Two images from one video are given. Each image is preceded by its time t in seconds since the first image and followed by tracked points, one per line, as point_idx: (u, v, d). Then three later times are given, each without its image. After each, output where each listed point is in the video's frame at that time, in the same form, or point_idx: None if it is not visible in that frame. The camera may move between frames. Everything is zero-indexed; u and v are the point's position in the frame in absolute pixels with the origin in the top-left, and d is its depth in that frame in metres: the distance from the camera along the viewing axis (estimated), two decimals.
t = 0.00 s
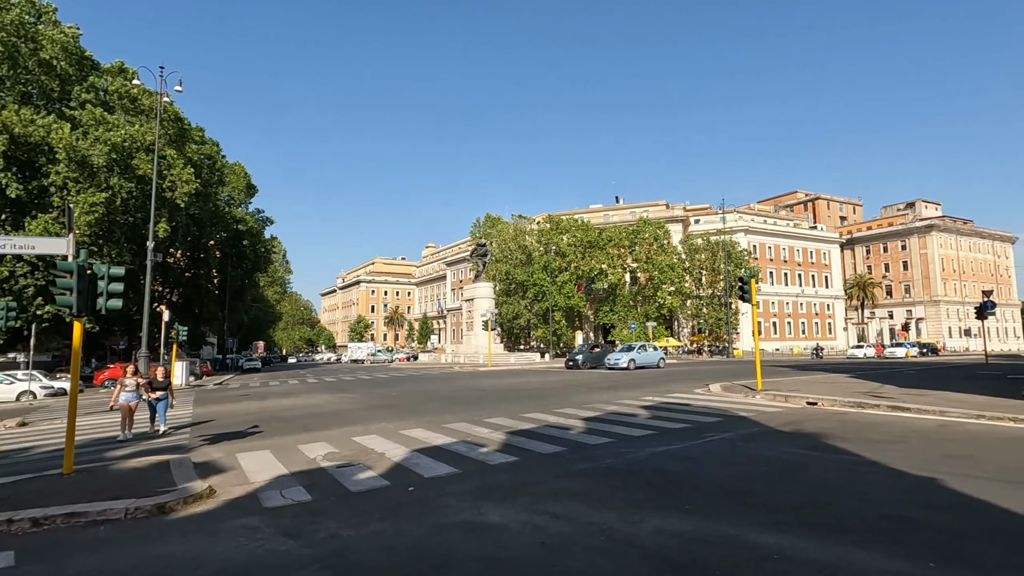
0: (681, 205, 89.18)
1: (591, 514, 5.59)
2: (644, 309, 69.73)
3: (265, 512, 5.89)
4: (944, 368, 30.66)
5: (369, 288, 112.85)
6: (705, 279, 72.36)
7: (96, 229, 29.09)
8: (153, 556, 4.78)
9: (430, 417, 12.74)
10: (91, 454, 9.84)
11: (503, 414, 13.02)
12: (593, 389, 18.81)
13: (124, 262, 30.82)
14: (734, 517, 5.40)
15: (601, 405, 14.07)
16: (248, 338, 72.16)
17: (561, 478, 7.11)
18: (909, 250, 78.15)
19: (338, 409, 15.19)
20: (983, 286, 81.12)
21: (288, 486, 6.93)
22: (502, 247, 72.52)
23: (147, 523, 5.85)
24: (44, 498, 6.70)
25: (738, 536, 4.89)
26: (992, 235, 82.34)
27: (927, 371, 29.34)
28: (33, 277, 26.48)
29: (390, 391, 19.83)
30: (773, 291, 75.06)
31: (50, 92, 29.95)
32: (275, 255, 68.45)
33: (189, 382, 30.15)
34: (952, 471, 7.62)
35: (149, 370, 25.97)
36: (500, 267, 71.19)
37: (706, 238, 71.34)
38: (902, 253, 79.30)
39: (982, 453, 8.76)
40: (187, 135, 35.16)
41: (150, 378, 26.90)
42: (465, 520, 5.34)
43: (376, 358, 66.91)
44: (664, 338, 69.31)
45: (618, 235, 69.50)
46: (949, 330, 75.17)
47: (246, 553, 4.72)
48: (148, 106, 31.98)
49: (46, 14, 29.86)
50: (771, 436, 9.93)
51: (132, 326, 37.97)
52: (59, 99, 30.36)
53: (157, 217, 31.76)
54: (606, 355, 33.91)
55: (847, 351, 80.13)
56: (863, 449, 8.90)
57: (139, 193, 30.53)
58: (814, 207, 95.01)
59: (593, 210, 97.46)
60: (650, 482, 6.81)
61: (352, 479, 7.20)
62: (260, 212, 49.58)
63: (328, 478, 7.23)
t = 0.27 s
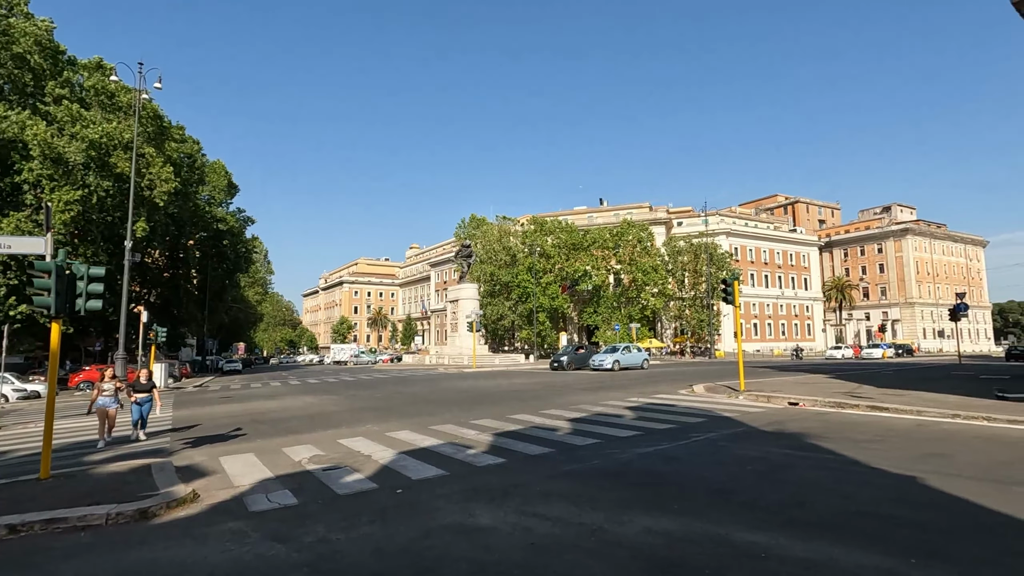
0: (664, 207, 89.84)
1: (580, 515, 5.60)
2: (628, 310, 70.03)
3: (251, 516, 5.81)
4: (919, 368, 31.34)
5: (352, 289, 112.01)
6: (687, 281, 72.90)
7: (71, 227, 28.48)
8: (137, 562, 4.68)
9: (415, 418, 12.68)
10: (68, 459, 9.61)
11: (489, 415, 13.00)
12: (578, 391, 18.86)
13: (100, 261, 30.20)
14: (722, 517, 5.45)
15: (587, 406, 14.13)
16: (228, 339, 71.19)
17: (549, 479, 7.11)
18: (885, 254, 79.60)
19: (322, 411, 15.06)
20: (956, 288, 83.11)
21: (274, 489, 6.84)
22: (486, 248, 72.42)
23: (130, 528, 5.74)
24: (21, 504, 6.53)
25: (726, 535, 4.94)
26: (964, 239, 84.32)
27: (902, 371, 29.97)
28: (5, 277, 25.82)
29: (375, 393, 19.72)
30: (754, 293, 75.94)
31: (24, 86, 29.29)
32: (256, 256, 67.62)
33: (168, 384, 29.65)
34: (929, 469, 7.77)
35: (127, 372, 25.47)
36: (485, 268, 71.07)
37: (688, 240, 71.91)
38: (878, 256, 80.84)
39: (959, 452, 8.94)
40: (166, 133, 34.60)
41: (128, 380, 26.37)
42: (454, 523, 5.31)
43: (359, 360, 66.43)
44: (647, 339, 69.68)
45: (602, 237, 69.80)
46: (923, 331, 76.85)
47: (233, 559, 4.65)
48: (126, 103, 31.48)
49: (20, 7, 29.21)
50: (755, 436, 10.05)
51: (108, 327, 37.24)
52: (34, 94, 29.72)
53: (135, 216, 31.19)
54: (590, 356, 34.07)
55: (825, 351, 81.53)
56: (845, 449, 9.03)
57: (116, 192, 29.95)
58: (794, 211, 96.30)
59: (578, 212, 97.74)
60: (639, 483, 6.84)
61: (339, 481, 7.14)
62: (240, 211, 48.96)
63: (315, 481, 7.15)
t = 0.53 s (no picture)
0: (648, 210, 90.42)
1: (569, 516, 5.60)
2: (613, 312, 70.22)
3: (237, 520, 5.73)
4: (897, 369, 31.88)
5: (335, 290, 111.13)
6: (672, 283, 73.31)
7: (48, 226, 27.91)
8: (120, 567, 4.60)
9: (401, 420, 12.61)
10: (46, 463, 9.39)
11: (475, 417, 12.97)
12: (564, 392, 18.90)
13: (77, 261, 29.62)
14: (709, 516, 5.49)
15: (573, 408, 14.17)
16: (209, 341, 70.20)
17: (538, 480, 7.10)
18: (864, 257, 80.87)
19: (307, 413, 14.91)
20: (932, 291, 84.66)
21: (260, 493, 6.75)
22: (472, 250, 72.24)
23: (112, 534, 5.62)
24: None
25: (714, 535, 4.97)
26: (940, 243, 85.95)
27: (880, 373, 30.47)
28: None
29: (359, 395, 19.57)
30: (737, 295, 76.61)
31: None
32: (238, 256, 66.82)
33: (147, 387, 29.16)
34: (909, 468, 7.91)
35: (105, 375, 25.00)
36: (470, 270, 70.86)
37: (673, 243, 72.36)
38: (857, 259, 82.07)
39: (937, 451, 9.10)
40: (146, 131, 34.07)
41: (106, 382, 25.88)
42: (444, 525, 5.29)
43: (342, 362, 65.86)
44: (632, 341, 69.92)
45: (587, 239, 70.00)
46: (901, 333, 78.19)
47: (219, 563, 4.58)
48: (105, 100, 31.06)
49: None
50: (740, 437, 10.14)
51: (85, 328, 36.55)
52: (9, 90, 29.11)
53: (114, 215, 30.65)
54: (575, 358, 34.15)
55: (806, 353, 82.53)
56: (827, 448, 9.15)
57: (94, 190, 29.40)
58: (776, 214, 97.45)
59: (563, 214, 97.98)
60: (627, 483, 6.87)
61: (326, 485, 7.07)
62: (223, 211, 48.40)
63: (301, 484, 7.07)
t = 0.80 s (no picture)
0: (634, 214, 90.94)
1: (558, 517, 5.61)
2: (598, 315, 70.45)
3: (221, 525, 5.63)
4: (876, 371, 32.34)
5: (320, 292, 110.27)
6: (657, 286, 73.76)
7: (23, 226, 27.34)
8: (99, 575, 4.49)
9: (386, 424, 12.51)
10: (22, 470, 9.16)
11: (462, 420, 12.92)
12: (550, 395, 18.90)
13: (54, 262, 29.06)
14: (695, 517, 5.52)
15: (559, 411, 14.19)
16: (190, 344, 69.19)
17: (525, 483, 7.09)
18: (844, 261, 82.09)
19: (291, 417, 14.75)
20: (910, 294, 86.13)
21: (244, 498, 6.66)
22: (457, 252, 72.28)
23: (92, 542, 5.49)
24: None
25: (700, 535, 5.00)
26: (918, 247, 87.46)
27: (861, 375, 30.88)
28: None
29: (345, 398, 19.39)
30: (721, 299, 77.33)
31: None
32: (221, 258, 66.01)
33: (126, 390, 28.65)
34: (889, 468, 8.03)
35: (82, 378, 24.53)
36: (456, 273, 70.79)
37: (658, 247, 72.88)
38: (837, 263, 83.24)
39: (916, 451, 9.25)
40: (127, 130, 33.57)
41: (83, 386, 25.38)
42: (432, 528, 5.26)
43: (327, 365, 65.31)
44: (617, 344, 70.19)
45: (573, 242, 70.30)
46: (879, 336, 79.43)
47: (204, 570, 4.49)
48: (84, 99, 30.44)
49: None
50: (724, 438, 10.20)
51: (62, 331, 35.85)
52: None
53: (93, 215, 30.12)
54: (561, 360, 34.21)
55: (788, 355, 83.47)
56: (810, 449, 9.26)
57: (72, 190, 28.87)
58: (759, 219, 98.56)
59: (549, 218, 98.21)
60: (614, 485, 6.88)
61: (312, 489, 6.97)
62: (205, 212, 47.80)
63: (286, 489, 6.98)
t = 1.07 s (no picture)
0: (620, 219, 91.42)
1: (544, 521, 5.61)
2: (585, 319, 70.56)
3: (203, 532, 5.55)
4: (858, 375, 32.76)
5: (305, 296, 109.37)
6: (643, 291, 74.10)
7: None
8: None
9: (372, 429, 12.42)
10: None
11: (448, 424, 12.87)
12: (536, 399, 18.91)
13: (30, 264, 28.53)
14: (680, 520, 5.54)
15: (545, 415, 14.20)
16: (171, 347, 68.22)
17: (511, 487, 7.07)
18: (826, 267, 83.15)
19: (275, 422, 14.58)
20: (890, 300, 87.43)
21: (228, 504, 6.57)
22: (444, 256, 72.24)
23: (69, 550, 5.38)
24: None
25: (685, 537, 5.03)
26: (897, 254, 88.85)
27: (842, 379, 31.26)
28: None
29: (330, 403, 19.23)
30: (705, 303, 77.90)
31: None
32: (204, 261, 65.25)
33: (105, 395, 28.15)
34: (870, 470, 8.13)
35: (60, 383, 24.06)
36: (442, 277, 70.57)
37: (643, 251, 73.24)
38: (820, 269, 84.28)
39: (896, 453, 9.39)
40: (108, 130, 33.08)
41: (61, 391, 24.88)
42: (418, 533, 5.22)
43: (311, 370, 64.73)
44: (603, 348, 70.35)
45: (560, 247, 70.43)
46: (861, 340, 80.49)
47: None
48: (64, 98, 29.97)
49: None
50: (710, 442, 10.27)
51: (39, 334, 35.17)
52: None
53: (72, 216, 29.64)
54: (548, 364, 34.23)
55: (772, 360, 84.25)
56: (793, 452, 9.35)
57: (50, 191, 28.39)
58: (743, 224, 99.53)
59: (535, 222, 98.44)
60: (600, 488, 6.89)
61: (297, 494, 6.90)
62: (188, 214, 47.26)
63: (271, 495, 6.90)
